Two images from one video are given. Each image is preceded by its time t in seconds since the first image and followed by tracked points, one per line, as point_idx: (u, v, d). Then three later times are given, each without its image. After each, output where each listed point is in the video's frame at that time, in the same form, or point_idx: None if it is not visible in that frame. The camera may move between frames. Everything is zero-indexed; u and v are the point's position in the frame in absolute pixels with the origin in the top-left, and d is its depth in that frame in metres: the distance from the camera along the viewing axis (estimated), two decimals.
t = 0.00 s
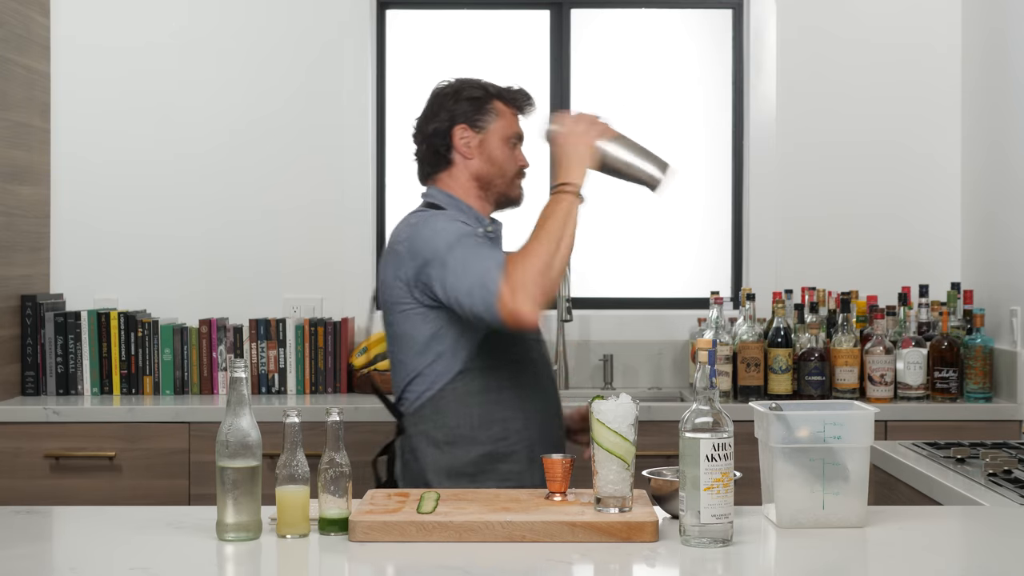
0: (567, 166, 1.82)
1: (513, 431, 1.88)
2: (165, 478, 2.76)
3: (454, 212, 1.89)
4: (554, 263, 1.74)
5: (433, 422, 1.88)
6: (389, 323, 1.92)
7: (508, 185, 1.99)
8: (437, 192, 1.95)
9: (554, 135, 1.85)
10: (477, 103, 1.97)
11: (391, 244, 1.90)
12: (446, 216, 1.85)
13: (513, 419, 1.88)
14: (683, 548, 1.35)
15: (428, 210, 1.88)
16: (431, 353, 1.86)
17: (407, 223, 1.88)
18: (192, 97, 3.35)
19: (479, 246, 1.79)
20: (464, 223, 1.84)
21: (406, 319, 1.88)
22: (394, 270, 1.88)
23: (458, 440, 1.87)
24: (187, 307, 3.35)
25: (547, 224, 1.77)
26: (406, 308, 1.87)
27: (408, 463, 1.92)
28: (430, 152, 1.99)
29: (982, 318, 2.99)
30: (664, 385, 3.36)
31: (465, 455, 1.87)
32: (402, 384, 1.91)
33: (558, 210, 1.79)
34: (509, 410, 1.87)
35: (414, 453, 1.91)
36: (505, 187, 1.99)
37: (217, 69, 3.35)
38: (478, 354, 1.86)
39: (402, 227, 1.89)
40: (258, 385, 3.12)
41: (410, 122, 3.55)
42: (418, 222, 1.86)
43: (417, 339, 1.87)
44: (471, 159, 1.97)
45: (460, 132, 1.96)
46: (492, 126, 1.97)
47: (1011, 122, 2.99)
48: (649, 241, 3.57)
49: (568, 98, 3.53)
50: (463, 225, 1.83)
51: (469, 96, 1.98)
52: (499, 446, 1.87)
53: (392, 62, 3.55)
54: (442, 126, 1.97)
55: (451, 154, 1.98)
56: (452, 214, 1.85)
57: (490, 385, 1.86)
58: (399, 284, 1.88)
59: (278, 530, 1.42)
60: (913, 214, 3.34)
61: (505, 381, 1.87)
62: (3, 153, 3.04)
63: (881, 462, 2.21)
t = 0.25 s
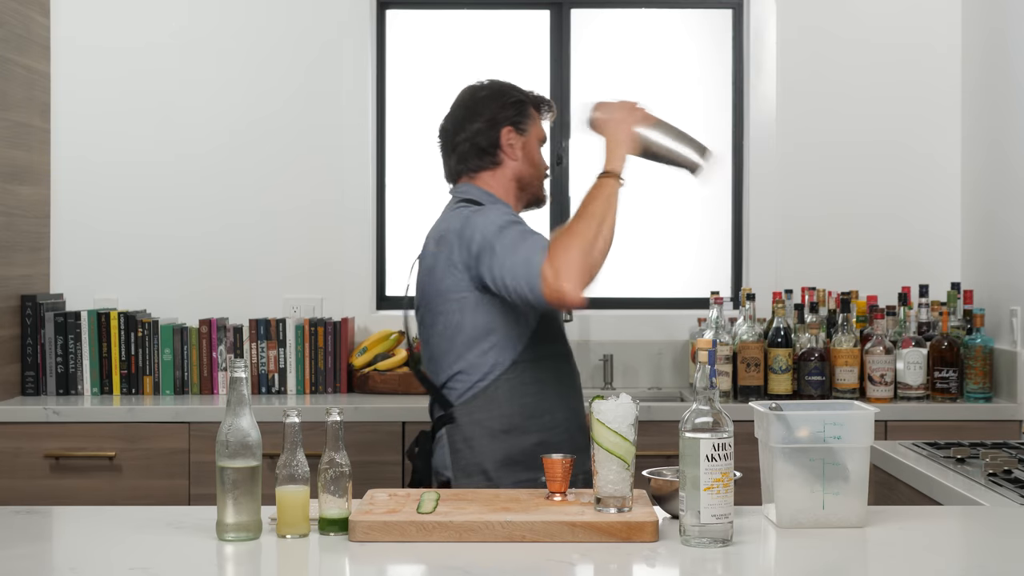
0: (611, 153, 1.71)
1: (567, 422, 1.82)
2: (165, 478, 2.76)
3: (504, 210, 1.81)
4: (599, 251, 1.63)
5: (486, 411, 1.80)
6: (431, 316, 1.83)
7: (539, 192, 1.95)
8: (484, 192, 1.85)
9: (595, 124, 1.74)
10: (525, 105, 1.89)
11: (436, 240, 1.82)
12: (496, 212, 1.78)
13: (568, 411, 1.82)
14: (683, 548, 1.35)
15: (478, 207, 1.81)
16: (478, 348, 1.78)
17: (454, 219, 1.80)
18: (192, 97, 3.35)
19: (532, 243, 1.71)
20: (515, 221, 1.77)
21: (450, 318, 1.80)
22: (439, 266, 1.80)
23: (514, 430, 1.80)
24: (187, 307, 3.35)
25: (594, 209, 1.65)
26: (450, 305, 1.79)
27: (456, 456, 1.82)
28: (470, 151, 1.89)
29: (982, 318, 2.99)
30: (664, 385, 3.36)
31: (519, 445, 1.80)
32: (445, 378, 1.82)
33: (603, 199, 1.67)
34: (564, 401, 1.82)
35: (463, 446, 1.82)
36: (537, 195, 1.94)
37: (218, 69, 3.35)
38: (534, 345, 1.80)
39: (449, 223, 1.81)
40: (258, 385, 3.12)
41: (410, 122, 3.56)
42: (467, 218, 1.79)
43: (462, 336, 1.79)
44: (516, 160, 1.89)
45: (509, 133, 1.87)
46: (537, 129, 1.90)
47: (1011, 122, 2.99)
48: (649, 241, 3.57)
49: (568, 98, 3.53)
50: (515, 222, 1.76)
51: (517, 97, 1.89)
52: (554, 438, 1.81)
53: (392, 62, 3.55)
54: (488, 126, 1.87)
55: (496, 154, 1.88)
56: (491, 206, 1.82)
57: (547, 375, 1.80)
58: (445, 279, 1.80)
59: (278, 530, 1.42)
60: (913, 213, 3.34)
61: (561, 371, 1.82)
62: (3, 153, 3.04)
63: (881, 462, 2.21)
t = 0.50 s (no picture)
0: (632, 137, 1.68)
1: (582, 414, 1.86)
2: (165, 478, 2.76)
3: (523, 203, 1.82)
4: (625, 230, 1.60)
5: (508, 404, 1.80)
6: (452, 306, 1.84)
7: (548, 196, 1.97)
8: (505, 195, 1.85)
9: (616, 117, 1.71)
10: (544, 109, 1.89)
11: (457, 232, 1.82)
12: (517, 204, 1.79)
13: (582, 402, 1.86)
14: (683, 548, 1.35)
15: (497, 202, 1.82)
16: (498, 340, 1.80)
17: (473, 213, 1.81)
18: (192, 97, 3.35)
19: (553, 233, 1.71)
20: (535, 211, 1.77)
21: (470, 311, 1.81)
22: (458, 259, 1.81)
23: (535, 422, 1.81)
24: (187, 307, 3.35)
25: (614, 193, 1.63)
26: (471, 298, 1.80)
27: (478, 448, 1.81)
28: (489, 152, 1.87)
29: (982, 318, 2.99)
30: (664, 385, 3.36)
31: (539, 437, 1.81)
32: (464, 370, 1.83)
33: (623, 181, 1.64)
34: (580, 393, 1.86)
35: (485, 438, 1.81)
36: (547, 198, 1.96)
37: (218, 69, 3.35)
38: (553, 338, 1.83)
39: (470, 217, 1.81)
40: (258, 385, 3.12)
41: (410, 122, 3.56)
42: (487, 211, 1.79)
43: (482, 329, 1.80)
44: (534, 163, 1.89)
45: (529, 137, 1.86)
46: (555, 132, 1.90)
47: (1011, 122, 2.99)
48: (649, 241, 3.57)
49: (568, 98, 3.53)
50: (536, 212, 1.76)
51: (536, 100, 1.88)
52: (572, 429, 1.84)
53: (392, 62, 3.55)
54: (509, 127, 1.85)
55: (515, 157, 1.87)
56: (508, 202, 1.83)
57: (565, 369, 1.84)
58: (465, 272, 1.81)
59: (278, 530, 1.42)
60: (914, 213, 3.34)
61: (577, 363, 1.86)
62: (3, 152, 3.04)
63: (880, 462, 2.21)
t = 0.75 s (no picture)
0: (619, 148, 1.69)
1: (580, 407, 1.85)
2: (165, 478, 2.76)
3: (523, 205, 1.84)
4: (623, 240, 1.61)
5: (505, 396, 1.80)
6: (451, 303, 1.84)
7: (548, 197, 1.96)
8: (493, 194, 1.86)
9: (598, 123, 1.72)
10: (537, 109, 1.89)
11: (455, 230, 1.83)
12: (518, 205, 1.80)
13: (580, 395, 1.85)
14: (683, 548, 1.35)
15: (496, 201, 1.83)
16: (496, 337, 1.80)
17: (473, 211, 1.82)
18: (192, 97, 3.35)
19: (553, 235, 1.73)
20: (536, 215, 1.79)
21: (468, 308, 1.81)
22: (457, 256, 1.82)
23: (532, 414, 1.80)
24: (187, 307, 3.35)
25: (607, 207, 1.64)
26: (469, 294, 1.81)
27: (476, 440, 1.81)
28: (480, 151, 1.88)
29: (982, 318, 2.99)
30: (664, 385, 3.36)
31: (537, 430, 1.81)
32: (461, 365, 1.83)
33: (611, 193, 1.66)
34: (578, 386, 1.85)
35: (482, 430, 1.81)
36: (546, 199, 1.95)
37: (218, 69, 3.35)
38: (549, 332, 1.83)
39: (469, 214, 1.82)
40: (258, 385, 3.12)
41: (410, 122, 3.56)
42: (487, 210, 1.80)
43: (480, 326, 1.80)
44: (525, 163, 1.89)
45: (518, 136, 1.87)
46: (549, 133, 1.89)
47: (1011, 122, 2.99)
48: (649, 241, 3.57)
49: (568, 97, 3.53)
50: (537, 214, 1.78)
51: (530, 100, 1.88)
52: (569, 422, 1.83)
53: (392, 62, 3.55)
54: (499, 128, 1.86)
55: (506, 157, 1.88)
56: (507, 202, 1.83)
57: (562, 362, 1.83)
58: (463, 269, 1.81)
59: (278, 530, 1.42)
60: (914, 213, 3.34)
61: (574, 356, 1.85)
62: (3, 152, 3.04)
63: (880, 462, 2.21)
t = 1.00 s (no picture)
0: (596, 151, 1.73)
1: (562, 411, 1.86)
2: (165, 478, 2.76)
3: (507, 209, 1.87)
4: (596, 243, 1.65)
5: (484, 402, 1.82)
6: (431, 307, 1.88)
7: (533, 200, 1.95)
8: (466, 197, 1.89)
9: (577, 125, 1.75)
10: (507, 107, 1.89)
11: (435, 235, 1.87)
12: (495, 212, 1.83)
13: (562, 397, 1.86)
14: (683, 548, 1.35)
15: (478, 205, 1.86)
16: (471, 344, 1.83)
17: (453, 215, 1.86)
18: (192, 98, 3.35)
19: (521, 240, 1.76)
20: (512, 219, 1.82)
21: (446, 310, 1.85)
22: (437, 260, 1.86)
23: (512, 419, 1.82)
24: (187, 307, 3.35)
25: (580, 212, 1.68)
26: (448, 298, 1.84)
27: (457, 446, 1.83)
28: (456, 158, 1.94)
29: (982, 318, 2.99)
30: (663, 385, 3.36)
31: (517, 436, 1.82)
32: (441, 368, 1.86)
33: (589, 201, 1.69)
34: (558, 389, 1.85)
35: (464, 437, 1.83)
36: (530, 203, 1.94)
37: (218, 69, 3.35)
38: (529, 337, 1.84)
39: (449, 218, 1.86)
40: (258, 385, 3.12)
41: (410, 122, 3.55)
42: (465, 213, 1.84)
43: (458, 329, 1.83)
44: (492, 165, 1.91)
45: (483, 138, 1.90)
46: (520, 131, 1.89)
47: (1011, 122, 2.99)
48: (649, 241, 3.57)
49: (568, 97, 3.53)
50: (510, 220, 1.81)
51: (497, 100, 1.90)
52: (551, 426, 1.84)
53: (392, 62, 3.55)
54: (468, 130, 1.91)
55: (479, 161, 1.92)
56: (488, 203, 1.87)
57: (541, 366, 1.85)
58: (442, 272, 1.85)
59: (278, 530, 1.42)
60: (914, 214, 3.34)
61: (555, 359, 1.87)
62: (3, 153, 3.04)
63: (880, 462, 2.21)
